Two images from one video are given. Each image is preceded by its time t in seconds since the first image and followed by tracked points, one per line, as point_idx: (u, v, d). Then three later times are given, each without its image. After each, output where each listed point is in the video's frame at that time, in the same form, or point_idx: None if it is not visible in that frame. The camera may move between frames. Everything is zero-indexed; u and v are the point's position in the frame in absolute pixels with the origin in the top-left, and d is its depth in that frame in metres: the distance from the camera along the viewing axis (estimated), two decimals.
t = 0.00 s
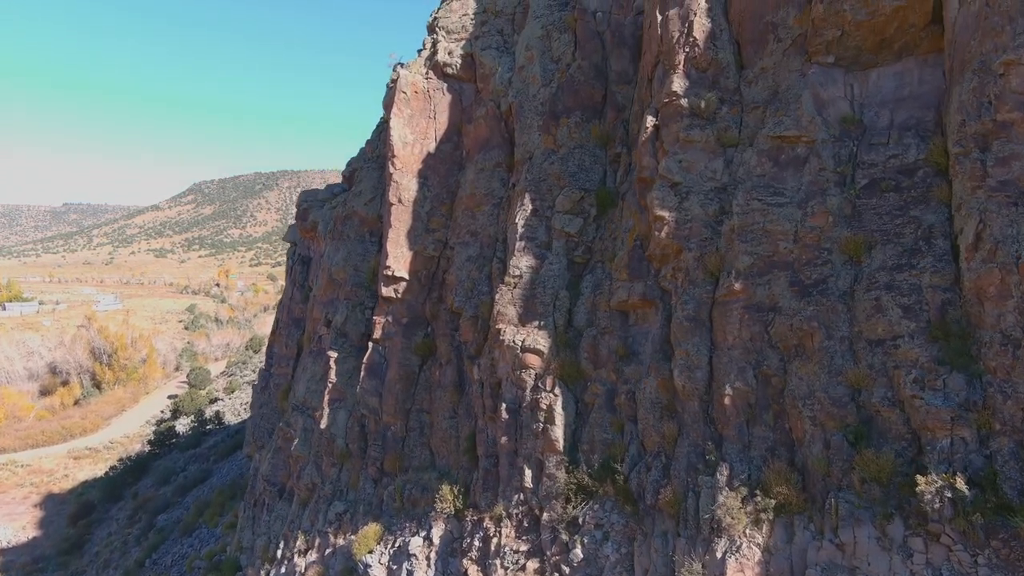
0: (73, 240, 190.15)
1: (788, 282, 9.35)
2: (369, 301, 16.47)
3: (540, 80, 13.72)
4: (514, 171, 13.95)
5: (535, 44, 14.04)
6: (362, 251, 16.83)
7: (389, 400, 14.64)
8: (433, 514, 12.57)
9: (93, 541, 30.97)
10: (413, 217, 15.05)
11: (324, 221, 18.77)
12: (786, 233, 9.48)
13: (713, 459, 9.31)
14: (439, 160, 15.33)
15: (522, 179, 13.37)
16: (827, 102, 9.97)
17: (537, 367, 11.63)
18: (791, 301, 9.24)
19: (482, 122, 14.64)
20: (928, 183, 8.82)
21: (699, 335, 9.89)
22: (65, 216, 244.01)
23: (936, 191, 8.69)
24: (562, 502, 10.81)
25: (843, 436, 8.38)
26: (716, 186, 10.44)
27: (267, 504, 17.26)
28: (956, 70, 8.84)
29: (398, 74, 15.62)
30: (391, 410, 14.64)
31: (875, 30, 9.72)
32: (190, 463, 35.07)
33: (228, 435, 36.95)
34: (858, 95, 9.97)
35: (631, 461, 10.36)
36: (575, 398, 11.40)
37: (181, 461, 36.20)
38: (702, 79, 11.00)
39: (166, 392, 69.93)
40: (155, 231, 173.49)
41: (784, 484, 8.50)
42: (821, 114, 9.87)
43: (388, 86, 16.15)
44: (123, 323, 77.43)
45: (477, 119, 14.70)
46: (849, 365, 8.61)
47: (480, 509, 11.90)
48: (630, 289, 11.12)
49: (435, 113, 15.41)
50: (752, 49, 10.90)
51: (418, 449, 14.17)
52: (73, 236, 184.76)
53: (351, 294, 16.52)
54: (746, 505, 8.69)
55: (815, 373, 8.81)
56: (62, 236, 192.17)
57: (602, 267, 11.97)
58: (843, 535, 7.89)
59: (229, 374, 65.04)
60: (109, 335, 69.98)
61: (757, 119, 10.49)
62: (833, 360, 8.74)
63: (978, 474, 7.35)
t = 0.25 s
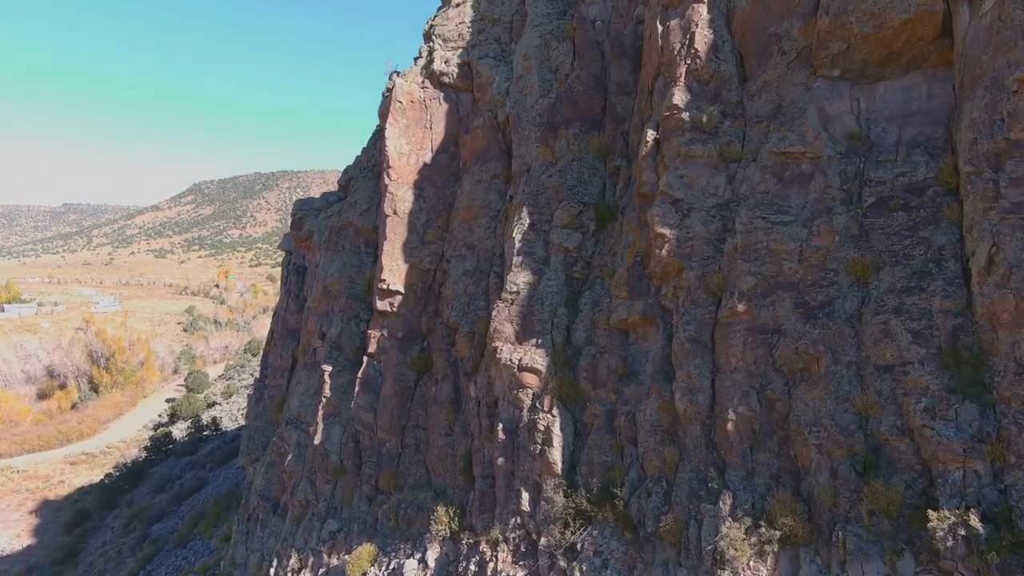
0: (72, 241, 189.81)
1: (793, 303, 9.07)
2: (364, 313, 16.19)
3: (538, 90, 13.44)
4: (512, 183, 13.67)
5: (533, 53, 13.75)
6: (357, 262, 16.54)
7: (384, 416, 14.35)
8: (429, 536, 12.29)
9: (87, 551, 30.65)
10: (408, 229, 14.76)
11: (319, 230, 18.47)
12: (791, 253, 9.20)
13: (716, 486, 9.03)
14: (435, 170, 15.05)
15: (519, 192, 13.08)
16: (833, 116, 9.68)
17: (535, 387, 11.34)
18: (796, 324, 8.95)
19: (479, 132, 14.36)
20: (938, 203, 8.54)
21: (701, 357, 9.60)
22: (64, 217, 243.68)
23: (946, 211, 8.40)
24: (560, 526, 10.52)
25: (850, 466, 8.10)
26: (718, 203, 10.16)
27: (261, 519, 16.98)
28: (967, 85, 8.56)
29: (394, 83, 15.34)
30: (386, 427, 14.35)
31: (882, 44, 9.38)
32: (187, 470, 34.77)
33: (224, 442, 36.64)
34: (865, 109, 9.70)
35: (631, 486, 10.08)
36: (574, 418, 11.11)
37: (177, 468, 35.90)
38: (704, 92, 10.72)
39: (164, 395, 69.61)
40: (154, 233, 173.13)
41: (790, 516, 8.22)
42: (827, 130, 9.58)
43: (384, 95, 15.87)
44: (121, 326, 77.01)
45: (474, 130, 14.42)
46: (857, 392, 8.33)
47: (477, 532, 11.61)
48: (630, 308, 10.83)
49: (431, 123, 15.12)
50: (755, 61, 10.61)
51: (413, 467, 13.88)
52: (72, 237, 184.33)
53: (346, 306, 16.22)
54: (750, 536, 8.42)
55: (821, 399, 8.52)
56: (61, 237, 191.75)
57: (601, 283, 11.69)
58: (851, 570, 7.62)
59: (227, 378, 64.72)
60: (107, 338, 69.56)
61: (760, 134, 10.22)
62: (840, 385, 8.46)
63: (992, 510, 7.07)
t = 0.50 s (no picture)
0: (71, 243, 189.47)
1: (798, 327, 8.79)
2: (359, 327, 15.90)
3: (536, 101, 13.15)
4: (509, 196, 13.38)
5: (531, 64, 13.46)
6: (352, 275, 16.26)
7: (378, 433, 14.05)
8: (424, 559, 12.02)
9: (82, 560, 30.35)
10: (404, 242, 14.47)
11: (314, 241, 18.18)
12: (796, 274, 8.91)
13: (719, 516, 8.74)
14: (431, 182, 14.76)
15: (516, 206, 12.79)
16: (839, 133, 9.41)
17: (532, 409, 11.05)
18: (801, 348, 8.67)
19: (475, 143, 14.08)
20: (948, 224, 8.24)
21: (703, 381, 9.31)
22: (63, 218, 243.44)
23: (957, 233, 8.11)
24: (558, 553, 10.23)
25: (858, 498, 7.81)
26: (721, 221, 9.88)
27: (255, 536, 16.70)
28: (978, 103, 8.26)
29: (389, 93, 15.06)
30: (381, 444, 14.06)
31: (890, 59, 9.10)
32: (183, 478, 34.47)
33: (221, 449, 36.33)
34: (871, 125, 9.45)
35: (631, 512, 9.79)
36: (572, 441, 10.82)
37: (173, 475, 35.60)
38: (706, 106, 10.43)
39: (162, 399, 69.27)
40: (153, 234, 172.74)
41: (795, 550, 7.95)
42: (833, 146, 9.30)
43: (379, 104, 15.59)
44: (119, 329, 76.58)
45: (471, 141, 14.13)
46: (865, 421, 8.04)
47: (473, 556, 11.33)
48: (630, 327, 10.54)
49: (427, 134, 14.83)
50: (759, 75, 10.32)
51: (408, 486, 13.60)
52: (71, 238, 183.87)
53: (341, 319, 15.93)
54: (754, 570, 8.17)
55: (827, 428, 8.23)
56: (60, 238, 191.31)
57: (600, 301, 11.40)
58: None
59: (225, 381, 64.41)
60: (104, 342, 69.08)
61: (764, 150, 9.94)
62: (847, 414, 8.17)
63: (1008, 550, 6.77)
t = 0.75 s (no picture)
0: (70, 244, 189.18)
1: (803, 353, 8.50)
2: (354, 341, 15.61)
3: (534, 114, 12.87)
4: (507, 210, 13.10)
5: (529, 75, 13.19)
6: (347, 288, 15.97)
7: (373, 452, 13.76)
8: None
9: (77, 571, 30.05)
10: (399, 256, 14.19)
11: (309, 252, 17.90)
12: (801, 298, 8.62)
13: (722, 549, 8.46)
14: (427, 195, 14.47)
15: (514, 222, 12.52)
16: (845, 151, 9.12)
17: (529, 432, 10.77)
18: (807, 376, 8.38)
19: (472, 156, 13.80)
20: (960, 249, 7.95)
21: (705, 408, 9.01)
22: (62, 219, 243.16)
23: (969, 258, 7.82)
24: None
25: (867, 535, 7.53)
26: (723, 241, 9.59)
27: (248, 553, 16.41)
28: (990, 122, 7.98)
29: (385, 104, 14.79)
30: (376, 463, 13.76)
31: (898, 75, 8.79)
32: (179, 486, 34.19)
33: (217, 457, 36.05)
34: (879, 143, 9.15)
35: (631, 542, 9.50)
36: (571, 465, 10.53)
37: (169, 484, 35.26)
38: (708, 122, 10.15)
39: (160, 402, 68.97)
40: (152, 235, 172.33)
41: None
42: (839, 166, 9.01)
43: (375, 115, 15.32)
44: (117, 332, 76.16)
45: (468, 153, 13.85)
46: (873, 454, 7.76)
47: None
48: (630, 349, 10.25)
49: (423, 146, 14.54)
50: (762, 90, 10.04)
51: (404, 506, 13.31)
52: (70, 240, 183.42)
53: (335, 334, 15.64)
54: None
55: (834, 459, 7.94)
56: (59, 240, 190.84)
57: (599, 320, 11.12)
58: None
59: (223, 385, 64.14)
60: (102, 345, 68.74)
61: (768, 168, 9.65)
62: (855, 446, 7.88)
63: None
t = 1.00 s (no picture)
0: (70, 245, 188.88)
1: (809, 381, 8.21)
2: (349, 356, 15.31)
3: (532, 127, 12.59)
4: (504, 225, 12.81)
5: (526, 87, 12.92)
6: (342, 302, 15.68)
7: (368, 471, 13.47)
8: None
9: None
10: (394, 271, 13.89)
11: (304, 263, 17.61)
12: (807, 325, 8.33)
13: None
14: (423, 208, 14.16)
15: (511, 238, 12.23)
16: (853, 171, 8.83)
17: (526, 456, 10.51)
18: (813, 406, 8.09)
19: (469, 169, 13.52)
20: (972, 275, 7.66)
21: (708, 437, 8.72)
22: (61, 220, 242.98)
23: (983, 286, 7.53)
24: None
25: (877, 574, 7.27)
26: (726, 262, 9.30)
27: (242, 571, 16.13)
28: (1003, 144, 7.70)
29: (380, 115, 14.50)
30: (370, 483, 13.47)
31: (907, 93, 8.51)
32: (175, 495, 33.92)
33: (214, 465, 35.77)
34: (887, 163, 8.87)
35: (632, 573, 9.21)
36: (569, 491, 10.25)
37: (166, 492, 34.97)
38: (710, 139, 9.86)
39: (158, 407, 68.66)
40: (151, 237, 172.00)
41: None
42: (846, 187, 8.72)
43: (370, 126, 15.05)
44: (115, 335, 75.79)
45: (464, 167, 13.56)
46: (883, 489, 7.47)
47: None
48: (630, 373, 9.95)
49: (419, 158, 14.25)
50: (766, 106, 9.76)
51: (399, 528, 13.02)
52: (69, 241, 183.10)
53: (330, 349, 15.35)
54: None
55: (842, 494, 7.66)
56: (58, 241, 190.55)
57: (598, 341, 10.82)
58: None
59: (221, 389, 63.86)
60: (100, 349, 68.37)
61: (772, 187, 9.37)
62: (864, 480, 7.59)
63: None
